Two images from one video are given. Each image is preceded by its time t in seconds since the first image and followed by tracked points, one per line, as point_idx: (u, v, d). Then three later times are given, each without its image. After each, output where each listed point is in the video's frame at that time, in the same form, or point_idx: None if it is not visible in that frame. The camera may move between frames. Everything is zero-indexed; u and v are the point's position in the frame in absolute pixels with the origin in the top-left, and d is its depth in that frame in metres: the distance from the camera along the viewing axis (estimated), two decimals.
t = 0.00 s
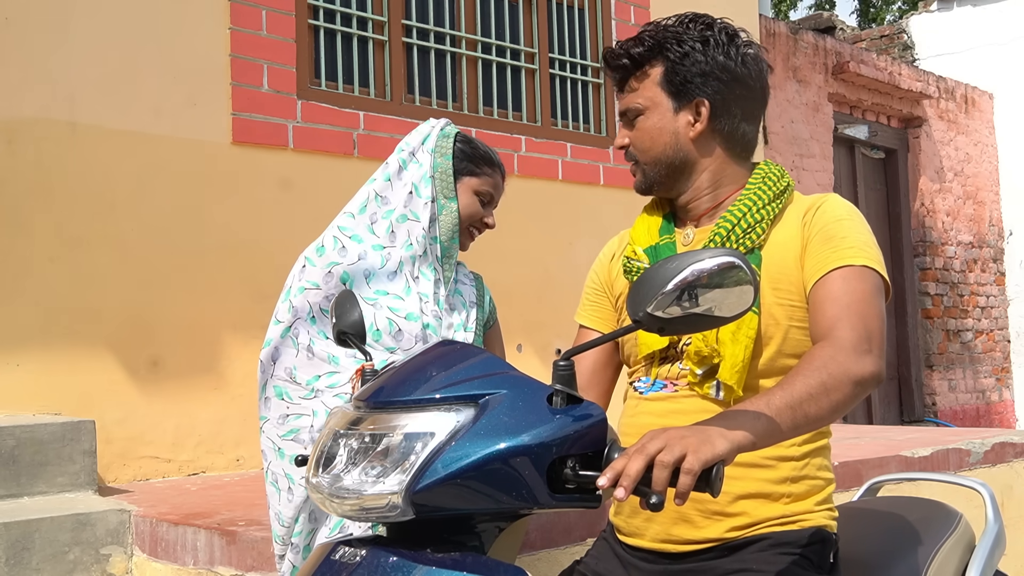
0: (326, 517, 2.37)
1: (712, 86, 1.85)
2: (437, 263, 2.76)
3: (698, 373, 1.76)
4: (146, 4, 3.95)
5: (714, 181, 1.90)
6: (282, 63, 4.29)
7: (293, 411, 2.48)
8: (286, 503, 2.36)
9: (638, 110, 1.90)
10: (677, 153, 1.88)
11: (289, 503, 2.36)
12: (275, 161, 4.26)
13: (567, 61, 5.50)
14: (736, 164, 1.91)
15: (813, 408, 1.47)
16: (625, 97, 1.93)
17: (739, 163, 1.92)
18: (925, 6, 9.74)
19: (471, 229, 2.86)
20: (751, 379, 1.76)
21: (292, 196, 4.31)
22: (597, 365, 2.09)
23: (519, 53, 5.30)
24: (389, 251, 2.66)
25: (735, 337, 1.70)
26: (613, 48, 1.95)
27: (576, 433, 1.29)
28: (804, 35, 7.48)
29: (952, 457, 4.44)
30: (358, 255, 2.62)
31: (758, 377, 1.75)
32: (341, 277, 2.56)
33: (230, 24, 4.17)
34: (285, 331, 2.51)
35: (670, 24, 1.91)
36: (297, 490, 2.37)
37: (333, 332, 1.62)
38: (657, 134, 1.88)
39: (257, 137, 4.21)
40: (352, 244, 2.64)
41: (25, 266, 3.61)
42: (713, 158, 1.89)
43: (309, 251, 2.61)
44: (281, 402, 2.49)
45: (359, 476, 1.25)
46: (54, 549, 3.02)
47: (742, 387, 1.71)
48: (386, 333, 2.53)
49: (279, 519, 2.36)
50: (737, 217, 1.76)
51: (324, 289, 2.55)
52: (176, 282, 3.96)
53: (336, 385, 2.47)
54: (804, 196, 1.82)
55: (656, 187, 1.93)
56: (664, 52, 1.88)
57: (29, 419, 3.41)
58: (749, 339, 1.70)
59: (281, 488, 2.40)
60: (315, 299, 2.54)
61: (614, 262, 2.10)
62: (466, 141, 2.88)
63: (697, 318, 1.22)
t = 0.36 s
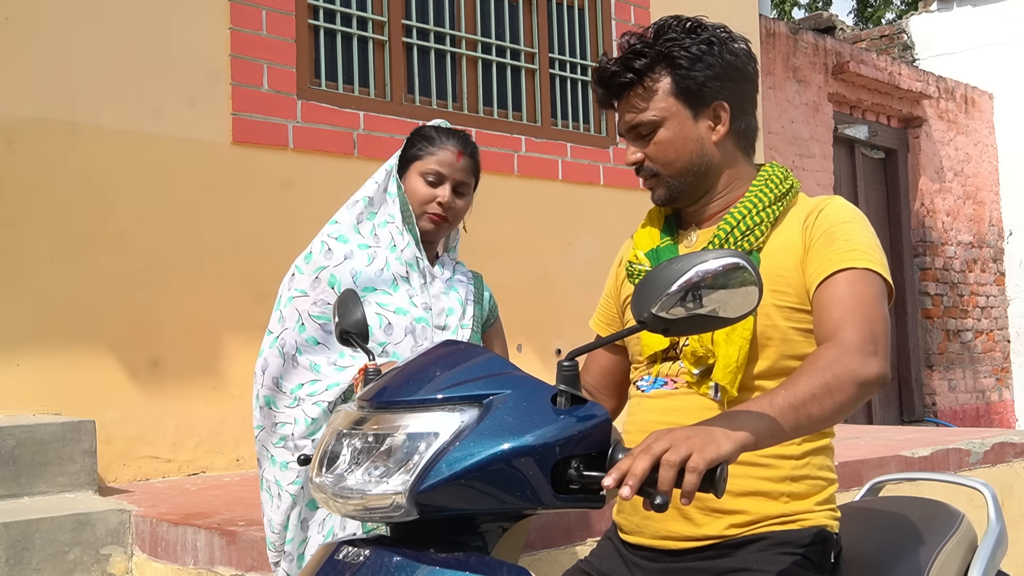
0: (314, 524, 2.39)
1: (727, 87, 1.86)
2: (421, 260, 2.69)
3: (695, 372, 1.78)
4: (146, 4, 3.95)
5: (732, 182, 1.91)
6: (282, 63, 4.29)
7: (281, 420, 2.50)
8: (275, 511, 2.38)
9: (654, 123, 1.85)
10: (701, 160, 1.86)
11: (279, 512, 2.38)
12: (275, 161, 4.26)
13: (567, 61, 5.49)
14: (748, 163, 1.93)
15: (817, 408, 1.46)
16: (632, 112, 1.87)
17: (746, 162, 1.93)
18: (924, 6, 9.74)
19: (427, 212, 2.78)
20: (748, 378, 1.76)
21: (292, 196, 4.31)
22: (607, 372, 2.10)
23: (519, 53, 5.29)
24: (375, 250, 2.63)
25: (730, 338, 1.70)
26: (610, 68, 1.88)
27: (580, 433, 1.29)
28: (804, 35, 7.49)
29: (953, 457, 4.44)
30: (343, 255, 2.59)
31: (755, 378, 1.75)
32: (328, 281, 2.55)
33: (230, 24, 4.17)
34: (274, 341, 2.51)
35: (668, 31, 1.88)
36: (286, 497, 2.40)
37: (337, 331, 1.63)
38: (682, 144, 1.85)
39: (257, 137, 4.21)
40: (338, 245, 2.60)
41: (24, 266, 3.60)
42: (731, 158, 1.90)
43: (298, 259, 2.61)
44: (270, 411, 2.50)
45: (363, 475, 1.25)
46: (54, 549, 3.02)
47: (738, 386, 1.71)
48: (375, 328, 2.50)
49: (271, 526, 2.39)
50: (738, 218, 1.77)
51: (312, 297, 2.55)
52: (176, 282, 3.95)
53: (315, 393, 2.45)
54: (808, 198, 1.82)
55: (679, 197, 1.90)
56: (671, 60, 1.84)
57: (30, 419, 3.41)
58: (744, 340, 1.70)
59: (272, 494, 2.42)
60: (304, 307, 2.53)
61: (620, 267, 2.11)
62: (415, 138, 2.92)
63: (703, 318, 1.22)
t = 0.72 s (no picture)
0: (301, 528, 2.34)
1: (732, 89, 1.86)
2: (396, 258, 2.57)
3: (694, 369, 1.78)
4: (147, 4, 3.95)
5: (735, 182, 1.91)
6: (282, 63, 4.29)
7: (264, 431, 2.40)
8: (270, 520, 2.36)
9: (660, 124, 1.84)
10: (706, 160, 1.86)
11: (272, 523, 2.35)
12: (275, 161, 4.26)
13: (567, 61, 5.49)
14: (750, 163, 1.94)
15: (812, 404, 1.46)
16: (638, 112, 1.86)
17: (747, 162, 1.94)
18: (924, 6, 9.74)
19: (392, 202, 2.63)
20: (745, 376, 1.76)
21: (292, 196, 4.31)
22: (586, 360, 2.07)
23: (519, 53, 5.30)
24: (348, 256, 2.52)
25: (727, 335, 1.71)
26: (615, 68, 1.87)
27: (578, 433, 1.29)
28: (804, 35, 7.48)
29: (952, 457, 4.44)
30: (315, 262, 2.48)
31: (752, 376, 1.75)
32: (301, 291, 2.45)
33: (230, 24, 4.17)
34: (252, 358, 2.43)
35: (673, 32, 1.88)
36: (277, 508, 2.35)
37: (334, 332, 1.62)
38: (687, 144, 1.85)
39: (257, 136, 4.21)
40: (309, 253, 2.49)
41: (25, 266, 3.61)
42: (733, 158, 1.90)
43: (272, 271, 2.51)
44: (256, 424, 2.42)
45: (361, 476, 1.25)
46: (54, 549, 3.02)
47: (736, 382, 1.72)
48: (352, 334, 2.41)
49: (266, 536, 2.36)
50: (738, 218, 1.78)
51: (286, 309, 2.45)
52: (175, 282, 3.95)
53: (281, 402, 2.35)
54: (807, 199, 1.82)
55: (683, 197, 1.90)
56: (677, 61, 1.84)
57: (30, 419, 3.41)
58: (743, 336, 1.71)
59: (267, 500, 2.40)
60: (278, 319, 2.44)
61: (621, 263, 2.11)
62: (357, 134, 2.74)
63: (700, 318, 1.22)
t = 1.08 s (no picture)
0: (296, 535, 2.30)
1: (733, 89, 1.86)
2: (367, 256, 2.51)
3: (691, 365, 1.77)
4: (146, 4, 3.95)
5: (735, 183, 1.92)
6: (282, 63, 4.29)
7: (259, 447, 2.33)
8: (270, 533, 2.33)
9: (667, 121, 1.83)
10: (712, 160, 1.86)
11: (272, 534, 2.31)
12: (274, 161, 4.26)
13: (567, 61, 5.49)
14: (748, 164, 1.95)
15: (803, 400, 1.46)
16: (645, 108, 1.84)
17: (744, 162, 1.94)
18: (924, 6, 9.73)
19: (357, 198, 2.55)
20: (740, 373, 1.75)
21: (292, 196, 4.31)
22: (585, 362, 2.07)
23: (519, 53, 5.30)
24: (323, 258, 2.46)
25: (724, 331, 1.71)
26: (622, 64, 1.85)
27: (574, 433, 1.29)
28: (804, 35, 7.48)
29: (952, 457, 4.43)
30: (293, 268, 2.40)
31: (747, 372, 1.75)
32: (284, 300, 2.38)
33: (230, 24, 4.17)
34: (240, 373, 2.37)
35: (680, 30, 1.87)
36: (279, 520, 2.32)
37: (333, 333, 1.63)
38: (694, 143, 1.84)
39: (257, 137, 4.21)
40: (286, 259, 2.42)
41: (25, 266, 3.61)
42: (734, 159, 1.91)
43: (250, 281, 2.44)
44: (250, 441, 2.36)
45: (358, 475, 1.25)
46: (54, 549, 3.02)
47: (733, 377, 1.72)
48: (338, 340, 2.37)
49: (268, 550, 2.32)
50: (733, 215, 1.78)
51: (269, 318, 2.38)
52: (175, 282, 3.96)
53: (281, 413, 2.30)
54: (802, 197, 1.83)
55: (686, 196, 1.89)
56: (686, 59, 1.83)
57: (30, 419, 3.42)
58: (739, 333, 1.71)
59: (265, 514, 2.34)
60: (263, 330, 2.37)
61: (618, 262, 2.11)
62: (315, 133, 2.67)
63: (696, 318, 1.22)
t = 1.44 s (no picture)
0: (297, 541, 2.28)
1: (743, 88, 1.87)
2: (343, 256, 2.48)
3: (689, 365, 1.78)
4: (147, 4, 3.95)
5: (735, 185, 1.92)
6: (282, 63, 4.29)
7: (264, 462, 2.29)
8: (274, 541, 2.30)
9: (676, 117, 1.82)
10: (716, 160, 1.86)
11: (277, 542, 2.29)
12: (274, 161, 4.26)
13: (567, 61, 5.49)
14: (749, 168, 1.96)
15: (802, 396, 1.46)
16: (656, 102, 1.83)
17: (744, 165, 1.95)
18: (924, 6, 9.73)
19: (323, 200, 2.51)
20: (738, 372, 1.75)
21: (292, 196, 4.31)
22: (585, 363, 2.07)
23: (519, 53, 5.29)
24: (302, 260, 2.42)
25: (721, 330, 1.71)
26: (635, 57, 1.84)
27: (574, 433, 1.29)
28: (804, 35, 7.48)
29: (952, 457, 4.43)
30: (275, 274, 2.37)
31: (745, 372, 1.75)
32: (268, 308, 2.35)
33: (230, 24, 4.17)
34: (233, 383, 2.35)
35: (697, 29, 1.87)
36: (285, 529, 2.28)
37: (333, 334, 1.63)
38: (701, 142, 1.84)
39: (257, 137, 4.21)
40: (266, 266, 2.37)
41: (25, 266, 3.61)
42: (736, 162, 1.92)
43: (229, 290, 2.39)
44: (253, 454, 2.31)
45: (359, 475, 1.25)
46: (54, 549, 3.02)
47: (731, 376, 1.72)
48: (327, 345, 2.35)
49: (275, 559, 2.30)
50: (731, 216, 1.78)
51: (256, 328, 2.36)
52: (175, 281, 3.96)
53: (285, 426, 2.25)
54: (800, 197, 1.83)
55: (688, 195, 1.88)
56: (702, 58, 1.83)
57: (29, 419, 3.42)
58: (737, 332, 1.71)
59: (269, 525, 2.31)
60: (249, 340, 2.35)
61: (617, 265, 2.11)
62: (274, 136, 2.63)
63: (695, 317, 1.22)
